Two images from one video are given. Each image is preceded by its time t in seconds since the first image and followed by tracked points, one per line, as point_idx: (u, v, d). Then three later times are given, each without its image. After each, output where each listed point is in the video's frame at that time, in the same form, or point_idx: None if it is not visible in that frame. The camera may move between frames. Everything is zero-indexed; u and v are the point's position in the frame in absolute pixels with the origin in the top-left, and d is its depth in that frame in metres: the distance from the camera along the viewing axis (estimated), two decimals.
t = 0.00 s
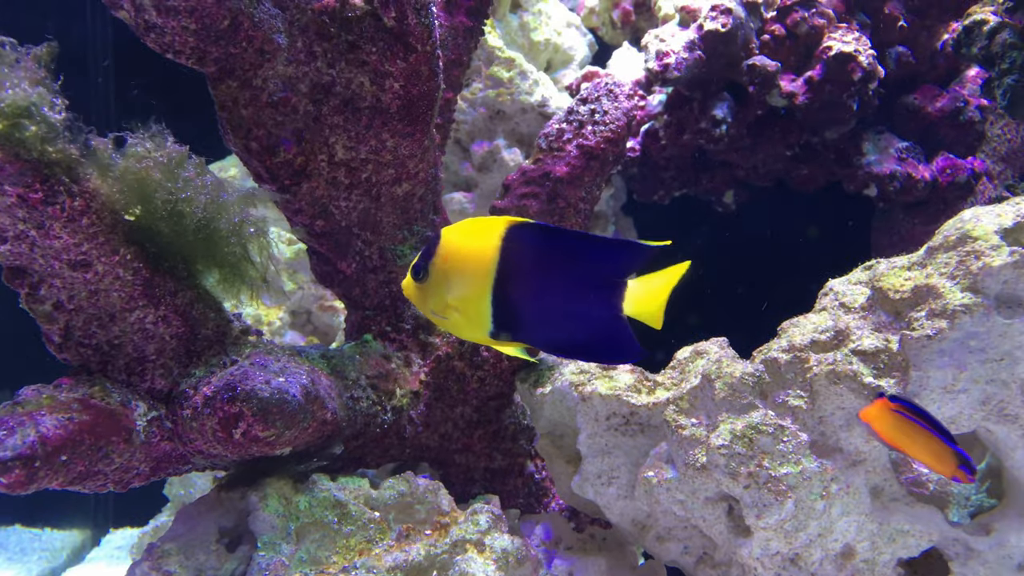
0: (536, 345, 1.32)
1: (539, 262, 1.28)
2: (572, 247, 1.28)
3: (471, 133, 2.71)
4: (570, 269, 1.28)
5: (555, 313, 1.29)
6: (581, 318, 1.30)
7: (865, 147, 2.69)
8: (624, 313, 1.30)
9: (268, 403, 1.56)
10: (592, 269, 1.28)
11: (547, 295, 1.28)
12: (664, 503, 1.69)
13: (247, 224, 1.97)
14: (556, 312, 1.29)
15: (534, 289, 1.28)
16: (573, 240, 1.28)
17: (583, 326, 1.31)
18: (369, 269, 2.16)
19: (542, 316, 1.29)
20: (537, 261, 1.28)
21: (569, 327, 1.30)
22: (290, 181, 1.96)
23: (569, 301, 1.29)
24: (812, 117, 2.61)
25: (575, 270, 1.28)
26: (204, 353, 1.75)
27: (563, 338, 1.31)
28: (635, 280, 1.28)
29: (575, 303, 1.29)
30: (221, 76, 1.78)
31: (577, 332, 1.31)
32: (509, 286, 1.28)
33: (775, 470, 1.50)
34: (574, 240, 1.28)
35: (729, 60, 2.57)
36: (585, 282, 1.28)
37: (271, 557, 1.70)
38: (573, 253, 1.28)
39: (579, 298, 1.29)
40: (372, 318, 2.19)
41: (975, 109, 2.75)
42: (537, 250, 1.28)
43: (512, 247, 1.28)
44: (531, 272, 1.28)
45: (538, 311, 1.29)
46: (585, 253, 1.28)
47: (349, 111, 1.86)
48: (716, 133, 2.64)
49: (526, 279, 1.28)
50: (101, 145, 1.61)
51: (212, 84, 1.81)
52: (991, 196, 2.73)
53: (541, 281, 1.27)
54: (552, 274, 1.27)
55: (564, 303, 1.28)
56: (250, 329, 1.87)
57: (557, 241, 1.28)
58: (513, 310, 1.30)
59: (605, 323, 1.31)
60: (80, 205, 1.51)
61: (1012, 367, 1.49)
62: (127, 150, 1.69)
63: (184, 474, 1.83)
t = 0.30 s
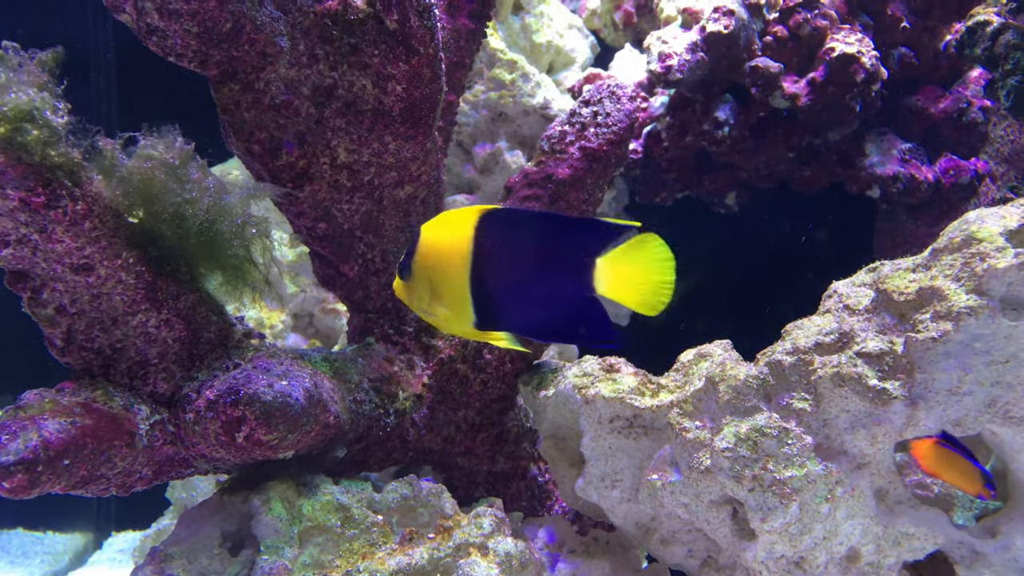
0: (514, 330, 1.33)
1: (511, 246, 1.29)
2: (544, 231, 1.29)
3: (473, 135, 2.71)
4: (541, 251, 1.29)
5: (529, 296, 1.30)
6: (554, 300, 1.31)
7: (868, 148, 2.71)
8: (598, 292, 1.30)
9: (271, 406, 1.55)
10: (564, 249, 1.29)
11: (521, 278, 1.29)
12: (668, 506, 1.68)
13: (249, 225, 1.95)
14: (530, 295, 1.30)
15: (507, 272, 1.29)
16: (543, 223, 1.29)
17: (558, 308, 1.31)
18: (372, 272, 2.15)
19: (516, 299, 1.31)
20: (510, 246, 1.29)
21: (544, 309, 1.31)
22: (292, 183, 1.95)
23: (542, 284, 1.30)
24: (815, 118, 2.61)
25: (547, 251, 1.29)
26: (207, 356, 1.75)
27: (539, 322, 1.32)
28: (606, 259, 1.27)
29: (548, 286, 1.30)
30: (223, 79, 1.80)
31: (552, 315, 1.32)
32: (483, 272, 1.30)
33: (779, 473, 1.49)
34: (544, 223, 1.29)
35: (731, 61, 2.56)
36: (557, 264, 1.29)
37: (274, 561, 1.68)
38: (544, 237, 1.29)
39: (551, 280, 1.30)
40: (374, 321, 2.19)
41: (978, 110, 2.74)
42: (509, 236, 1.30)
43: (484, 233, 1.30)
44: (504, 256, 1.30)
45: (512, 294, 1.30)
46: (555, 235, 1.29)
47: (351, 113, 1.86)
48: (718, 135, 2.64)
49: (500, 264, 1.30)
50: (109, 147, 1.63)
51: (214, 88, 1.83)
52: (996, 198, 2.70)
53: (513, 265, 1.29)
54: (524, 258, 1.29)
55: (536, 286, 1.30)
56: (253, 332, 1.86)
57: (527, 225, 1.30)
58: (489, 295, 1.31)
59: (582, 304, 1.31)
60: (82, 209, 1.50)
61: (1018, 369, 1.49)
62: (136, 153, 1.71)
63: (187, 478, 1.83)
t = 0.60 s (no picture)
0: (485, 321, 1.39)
1: (499, 243, 1.34)
2: (533, 232, 1.33)
3: (475, 138, 2.72)
4: (525, 252, 1.33)
5: (503, 292, 1.36)
6: (525, 298, 1.36)
7: (870, 150, 2.71)
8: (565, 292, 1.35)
9: (275, 409, 1.56)
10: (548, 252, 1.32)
11: (499, 273, 1.35)
12: (672, 509, 1.68)
13: (252, 228, 1.91)
14: (504, 291, 1.36)
15: (487, 267, 1.35)
16: (535, 225, 1.32)
17: (528, 306, 1.36)
18: (374, 274, 2.15)
19: (491, 293, 1.37)
20: (495, 242, 1.34)
21: (514, 306, 1.37)
22: (295, 187, 1.96)
23: (518, 282, 1.35)
24: (817, 120, 2.61)
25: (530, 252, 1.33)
26: (210, 359, 1.75)
27: (507, 318, 1.38)
28: (562, 251, 1.31)
29: (525, 284, 1.35)
30: (227, 83, 1.84)
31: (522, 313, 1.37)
32: (466, 263, 1.36)
33: (783, 476, 1.50)
34: (535, 226, 1.33)
35: (733, 63, 2.56)
36: (537, 265, 1.34)
37: (278, 564, 1.70)
38: (534, 239, 1.33)
39: (528, 280, 1.35)
40: (377, 324, 2.17)
41: (980, 111, 2.73)
42: (501, 231, 1.34)
43: (476, 225, 1.34)
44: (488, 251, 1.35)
45: (488, 287, 1.36)
46: (542, 238, 1.32)
47: (354, 116, 1.88)
48: (720, 137, 2.65)
49: (483, 258, 1.35)
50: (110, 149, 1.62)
51: (217, 92, 1.86)
52: (998, 199, 2.69)
53: (495, 261, 1.34)
54: (505, 255, 1.34)
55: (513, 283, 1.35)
56: (256, 335, 1.86)
57: (520, 224, 1.33)
58: (466, 285, 1.38)
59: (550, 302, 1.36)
60: (87, 212, 1.51)
61: (1022, 371, 1.49)
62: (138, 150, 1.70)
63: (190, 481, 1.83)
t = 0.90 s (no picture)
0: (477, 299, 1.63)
1: (487, 235, 1.50)
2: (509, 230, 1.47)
3: (479, 143, 2.73)
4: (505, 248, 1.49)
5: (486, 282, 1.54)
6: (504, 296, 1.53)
7: (873, 155, 2.72)
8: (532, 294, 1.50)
9: (282, 416, 1.57)
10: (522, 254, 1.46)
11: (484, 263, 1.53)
12: (676, 514, 1.69)
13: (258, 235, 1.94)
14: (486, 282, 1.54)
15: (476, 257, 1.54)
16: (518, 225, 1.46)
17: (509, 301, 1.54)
18: (379, 281, 2.15)
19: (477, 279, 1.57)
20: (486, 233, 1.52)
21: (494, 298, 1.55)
22: (301, 194, 2.01)
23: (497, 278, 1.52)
24: (819, 125, 2.62)
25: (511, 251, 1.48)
26: (218, 366, 1.76)
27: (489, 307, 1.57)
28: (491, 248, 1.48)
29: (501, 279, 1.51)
30: (233, 91, 1.88)
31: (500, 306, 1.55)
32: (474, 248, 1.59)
33: (788, 482, 1.51)
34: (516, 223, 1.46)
35: (736, 69, 2.58)
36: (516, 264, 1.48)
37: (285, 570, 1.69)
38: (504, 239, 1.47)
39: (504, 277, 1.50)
40: (382, 330, 2.20)
41: (983, 116, 2.73)
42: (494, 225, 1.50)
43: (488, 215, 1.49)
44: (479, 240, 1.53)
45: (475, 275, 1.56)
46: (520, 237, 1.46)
47: (359, 124, 1.89)
48: (723, 143, 2.66)
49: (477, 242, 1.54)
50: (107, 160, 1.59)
51: (224, 100, 1.90)
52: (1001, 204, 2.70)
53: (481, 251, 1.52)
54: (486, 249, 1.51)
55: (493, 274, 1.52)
56: (262, 342, 1.87)
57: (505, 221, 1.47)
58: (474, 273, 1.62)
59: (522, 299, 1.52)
60: (96, 221, 1.53)
61: None
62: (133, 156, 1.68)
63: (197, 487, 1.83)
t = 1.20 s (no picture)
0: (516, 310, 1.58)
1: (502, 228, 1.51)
2: (537, 227, 1.49)
3: (474, 151, 2.73)
4: (523, 244, 1.49)
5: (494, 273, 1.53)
6: (515, 288, 1.52)
7: (866, 161, 2.74)
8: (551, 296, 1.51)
9: (273, 427, 1.58)
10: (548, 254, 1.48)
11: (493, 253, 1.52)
12: (668, 524, 1.69)
13: (250, 244, 1.94)
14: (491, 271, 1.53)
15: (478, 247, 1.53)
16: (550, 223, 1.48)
17: (517, 296, 1.54)
18: (373, 289, 2.15)
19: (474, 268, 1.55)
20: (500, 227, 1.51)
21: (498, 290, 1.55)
22: (295, 204, 2.00)
23: (511, 272, 1.51)
24: (813, 133, 2.62)
25: (529, 247, 1.49)
26: (210, 377, 1.76)
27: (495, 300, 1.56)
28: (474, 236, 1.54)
29: (515, 273, 1.52)
30: (227, 101, 1.88)
31: (509, 300, 1.55)
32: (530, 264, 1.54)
33: (778, 492, 1.52)
34: (546, 222, 1.48)
35: (730, 77, 2.58)
36: (533, 260, 1.49)
37: None
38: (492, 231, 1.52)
39: (518, 271, 1.51)
40: (376, 338, 2.19)
41: (975, 123, 2.73)
42: (514, 219, 1.51)
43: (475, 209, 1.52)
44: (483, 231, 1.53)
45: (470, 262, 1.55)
46: (548, 235, 1.48)
47: (353, 134, 1.91)
48: (716, 150, 2.70)
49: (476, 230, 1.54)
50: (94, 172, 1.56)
51: (218, 109, 1.90)
52: (995, 211, 2.70)
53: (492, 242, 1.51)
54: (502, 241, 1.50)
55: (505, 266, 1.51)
56: (255, 351, 1.87)
57: (536, 216, 1.49)
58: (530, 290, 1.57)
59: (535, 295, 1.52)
60: (88, 232, 1.53)
61: (1013, 389, 1.51)
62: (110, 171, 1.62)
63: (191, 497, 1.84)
